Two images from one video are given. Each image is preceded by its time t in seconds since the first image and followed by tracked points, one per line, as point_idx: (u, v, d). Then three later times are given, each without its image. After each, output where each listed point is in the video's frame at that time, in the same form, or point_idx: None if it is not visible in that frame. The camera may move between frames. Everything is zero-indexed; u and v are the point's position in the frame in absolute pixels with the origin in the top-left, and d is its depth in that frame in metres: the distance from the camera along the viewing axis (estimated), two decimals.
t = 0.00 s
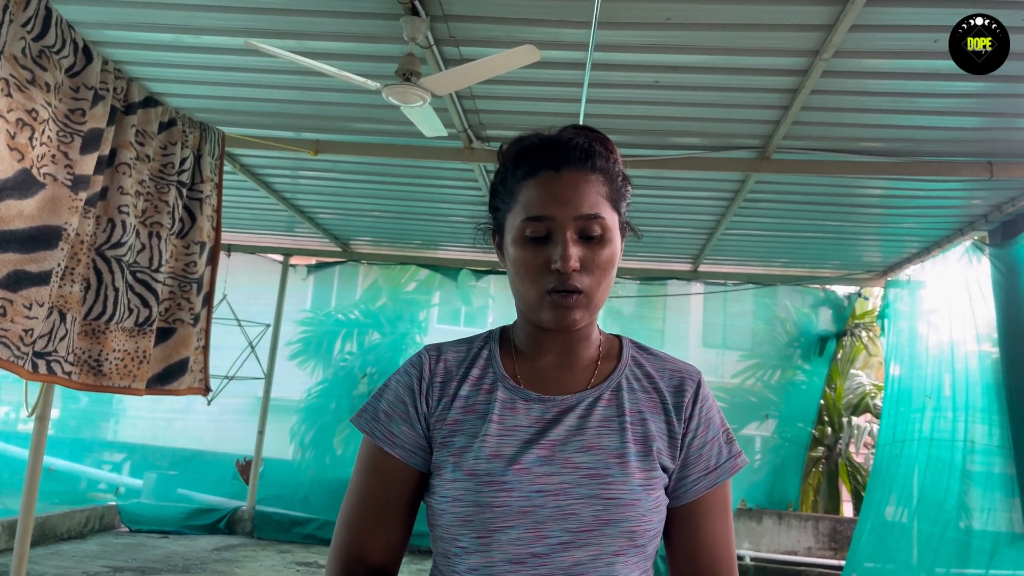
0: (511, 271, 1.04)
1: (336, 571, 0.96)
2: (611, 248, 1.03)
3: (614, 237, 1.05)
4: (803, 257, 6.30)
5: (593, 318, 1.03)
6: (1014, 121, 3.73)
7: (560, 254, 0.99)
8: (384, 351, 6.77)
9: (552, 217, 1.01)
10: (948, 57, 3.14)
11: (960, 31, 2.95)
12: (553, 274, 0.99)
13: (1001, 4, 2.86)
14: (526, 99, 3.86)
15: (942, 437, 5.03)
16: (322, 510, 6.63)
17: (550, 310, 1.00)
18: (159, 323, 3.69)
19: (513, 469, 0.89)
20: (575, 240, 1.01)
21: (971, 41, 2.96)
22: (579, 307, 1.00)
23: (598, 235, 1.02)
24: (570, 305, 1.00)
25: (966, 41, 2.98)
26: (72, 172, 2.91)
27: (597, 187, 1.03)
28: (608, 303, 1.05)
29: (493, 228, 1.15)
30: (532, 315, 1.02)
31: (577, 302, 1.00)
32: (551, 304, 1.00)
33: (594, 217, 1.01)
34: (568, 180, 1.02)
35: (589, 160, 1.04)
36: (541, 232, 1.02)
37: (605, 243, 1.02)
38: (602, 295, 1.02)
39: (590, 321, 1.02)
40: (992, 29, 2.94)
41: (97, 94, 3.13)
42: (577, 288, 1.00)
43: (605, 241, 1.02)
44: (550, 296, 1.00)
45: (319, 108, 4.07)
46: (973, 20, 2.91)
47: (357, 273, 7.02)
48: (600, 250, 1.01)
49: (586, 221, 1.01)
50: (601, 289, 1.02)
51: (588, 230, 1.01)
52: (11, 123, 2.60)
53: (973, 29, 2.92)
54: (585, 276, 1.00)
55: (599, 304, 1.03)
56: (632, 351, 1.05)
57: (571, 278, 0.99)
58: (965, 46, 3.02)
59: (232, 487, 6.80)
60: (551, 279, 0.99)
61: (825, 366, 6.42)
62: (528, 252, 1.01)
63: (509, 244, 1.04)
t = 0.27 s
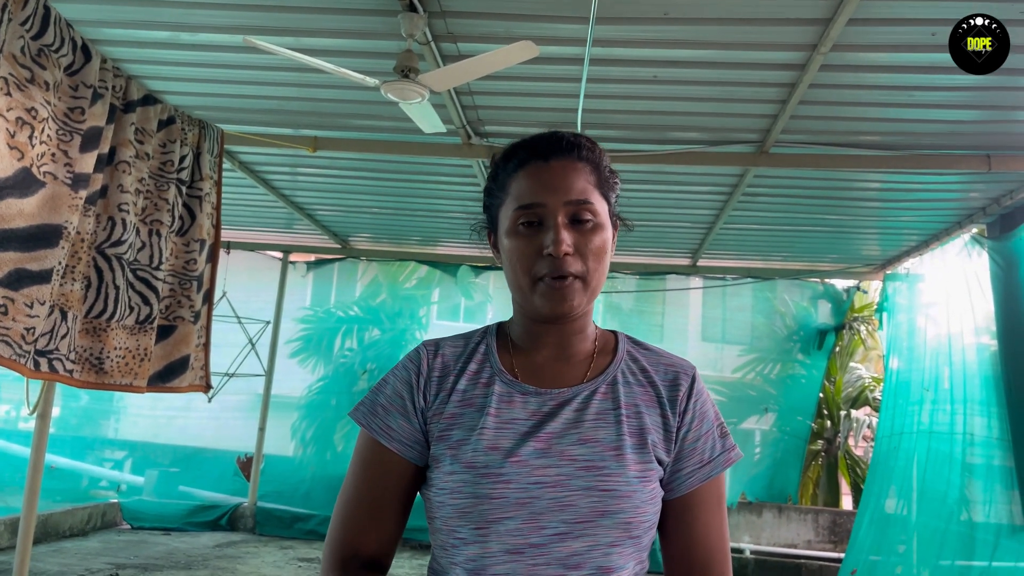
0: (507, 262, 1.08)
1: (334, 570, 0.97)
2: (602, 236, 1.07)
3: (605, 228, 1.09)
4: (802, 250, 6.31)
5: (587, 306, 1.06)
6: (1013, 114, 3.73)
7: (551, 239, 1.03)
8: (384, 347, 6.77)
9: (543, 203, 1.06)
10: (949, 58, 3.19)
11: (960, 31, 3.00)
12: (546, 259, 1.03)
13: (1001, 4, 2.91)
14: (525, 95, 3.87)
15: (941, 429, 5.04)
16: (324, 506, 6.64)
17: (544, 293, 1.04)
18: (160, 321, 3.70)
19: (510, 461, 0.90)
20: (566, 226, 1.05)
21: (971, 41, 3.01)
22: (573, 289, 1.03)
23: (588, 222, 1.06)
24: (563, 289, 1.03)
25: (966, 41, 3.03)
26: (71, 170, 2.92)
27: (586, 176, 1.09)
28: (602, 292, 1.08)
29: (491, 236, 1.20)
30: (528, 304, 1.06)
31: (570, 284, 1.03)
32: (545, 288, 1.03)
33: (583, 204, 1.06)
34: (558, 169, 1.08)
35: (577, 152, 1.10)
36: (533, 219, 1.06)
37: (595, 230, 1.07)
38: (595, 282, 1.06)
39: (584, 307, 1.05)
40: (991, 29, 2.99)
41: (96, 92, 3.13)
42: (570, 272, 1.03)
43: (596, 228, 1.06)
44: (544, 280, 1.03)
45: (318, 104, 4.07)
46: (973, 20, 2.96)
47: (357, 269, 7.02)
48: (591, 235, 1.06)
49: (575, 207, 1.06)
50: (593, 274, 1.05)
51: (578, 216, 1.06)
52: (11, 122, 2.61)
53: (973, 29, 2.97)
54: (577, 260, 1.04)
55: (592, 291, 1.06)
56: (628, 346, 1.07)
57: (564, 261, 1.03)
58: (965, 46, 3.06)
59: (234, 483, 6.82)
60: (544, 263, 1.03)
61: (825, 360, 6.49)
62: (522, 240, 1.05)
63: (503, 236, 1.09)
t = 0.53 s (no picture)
0: (505, 255, 1.10)
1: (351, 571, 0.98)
2: (597, 227, 1.09)
3: (600, 220, 1.11)
4: (801, 245, 6.32)
5: (584, 296, 1.08)
6: (1012, 106, 3.74)
7: (546, 228, 1.06)
8: (386, 344, 6.78)
9: (538, 194, 1.08)
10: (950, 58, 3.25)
11: (961, 31, 3.05)
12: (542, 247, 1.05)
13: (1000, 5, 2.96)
14: (524, 92, 3.87)
15: (942, 421, 5.05)
16: (327, 504, 6.66)
17: (541, 283, 1.05)
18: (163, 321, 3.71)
19: (509, 455, 0.91)
20: (561, 216, 1.08)
21: (971, 41, 3.06)
22: (568, 277, 1.05)
23: (582, 212, 1.09)
24: (559, 277, 1.05)
25: (966, 41, 3.08)
26: (74, 171, 2.92)
27: (579, 169, 1.11)
28: (598, 283, 1.10)
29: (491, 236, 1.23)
30: (526, 296, 1.08)
31: (566, 273, 1.05)
32: (542, 276, 1.05)
33: (577, 194, 1.09)
34: (552, 162, 1.11)
35: (571, 146, 1.13)
36: (530, 211, 1.09)
37: (590, 221, 1.09)
38: (591, 272, 1.08)
39: (581, 298, 1.07)
40: (991, 29, 3.04)
41: (98, 93, 3.14)
42: (565, 261, 1.05)
43: (591, 219, 1.09)
44: (540, 269, 1.05)
45: (317, 103, 4.07)
46: (973, 20, 3.01)
47: (358, 267, 7.03)
48: (585, 225, 1.08)
49: (569, 198, 1.08)
50: (589, 264, 1.07)
51: (573, 206, 1.08)
52: (13, 123, 2.61)
53: (973, 29, 3.02)
54: (572, 248, 1.06)
55: (588, 281, 1.08)
56: (626, 342, 1.09)
57: (559, 249, 1.05)
58: (965, 46, 3.12)
59: (237, 482, 6.84)
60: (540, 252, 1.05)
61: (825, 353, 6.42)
62: (518, 231, 1.08)
63: (501, 230, 1.12)
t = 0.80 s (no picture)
0: (485, 265, 1.10)
1: None
2: (576, 233, 1.10)
3: (580, 226, 1.12)
4: (799, 241, 6.32)
5: (565, 304, 1.07)
6: (1008, 102, 3.73)
7: (525, 235, 1.06)
8: (384, 345, 6.77)
9: (516, 201, 1.09)
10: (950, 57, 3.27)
11: (961, 31, 3.06)
12: (522, 253, 1.05)
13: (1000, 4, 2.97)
14: (519, 92, 3.86)
15: (940, 417, 5.06)
16: (328, 506, 6.66)
17: (521, 291, 1.05)
18: (159, 326, 3.71)
19: (496, 469, 0.91)
20: (540, 223, 1.08)
21: (971, 41, 3.08)
22: (549, 284, 1.05)
23: (561, 217, 1.09)
24: (540, 284, 1.05)
25: (966, 41, 3.10)
26: (67, 178, 2.92)
27: (557, 176, 1.12)
28: (580, 289, 1.10)
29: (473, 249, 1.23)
30: (507, 305, 1.07)
31: (547, 279, 1.05)
32: (522, 283, 1.05)
33: (555, 200, 1.09)
34: (529, 169, 1.12)
35: (548, 153, 1.14)
36: (508, 219, 1.09)
37: (569, 226, 1.09)
38: (572, 278, 1.08)
39: (563, 305, 1.07)
40: (991, 29, 3.06)
41: (90, 100, 3.14)
42: (546, 266, 1.05)
43: (569, 224, 1.09)
44: (520, 276, 1.05)
45: (312, 105, 4.06)
46: (974, 20, 3.02)
47: (355, 268, 7.01)
48: (564, 231, 1.08)
49: (547, 204, 1.09)
50: (571, 269, 1.07)
51: (551, 212, 1.09)
52: (5, 132, 2.60)
53: (973, 29, 3.03)
54: (552, 253, 1.06)
55: (570, 287, 1.07)
56: (611, 350, 1.08)
57: (539, 256, 1.05)
58: (965, 46, 3.14)
59: (237, 484, 6.84)
60: (520, 259, 1.05)
61: (824, 351, 6.45)
62: (497, 239, 1.08)
63: (481, 239, 1.12)
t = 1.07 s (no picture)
0: (460, 280, 1.12)
1: None
2: (550, 247, 1.11)
3: (553, 241, 1.14)
4: (791, 242, 6.33)
5: (540, 318, 1.08)
6: (994, 104, 3.74)
7: (499, 248, 1.08)
8: (377, 349, 6.76)
9: (489, 216, 1.11)
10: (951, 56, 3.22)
11: (961, 31, 3.05)
12: (496, 267, 1.07)
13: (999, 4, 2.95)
14: (508, 97, 3.87)
15: (930, 416, 5.08)
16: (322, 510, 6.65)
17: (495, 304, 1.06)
18: (149, 335, 3.71)
19: (475, 491, 0.91)
20: (513, 237, 1.10)
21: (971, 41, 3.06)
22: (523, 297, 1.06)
23: (534, 231, 1.11)
24: (515, 297, 1.05)
25: (966, 41, 3.08)
26: (53, 189, 2.92)
27: (529, 192, 1.15)
28: (555, 305, 1.11)
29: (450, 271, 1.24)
30: (482, 321, 1.08)
31: (521, 291, 1.06)
32: (497, 297, 1.06)
33: (528, 214, 1.11)
34: (502, 184, 1.14)
35: (520, 171, 1.17)
36: (482, 233, 1.11)
37: (542, 239, 1.11)
38: (546, 292, 1.09)
39: (538, 319, 1.08)
40: (991, 29, 3.04)
41: (77, 110, 3.15)
42: (519, 280, 1.06)
43: (543, 238, 1.11)
44: (494, 290, 1.06)
45: (301, 112, 4.06)
46: (973, 20, 3.00)
47: (348, 272, 7.00)
48: (537, 245, 1.10)
49: (520, 218, 1.11)
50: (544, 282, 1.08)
51: (524, 226, 1.11)
52: None
53: (973, 29, 3.01)
54: (525, 266, 1.07)
55: (544, 301, 1.08)
56: (587, 367, 1.09)
57: (513, 268, 1.07)
58: (965, 46, 3.11)
59: (231, 490, 6.84)
60: (493, 272, 1.07)
61: (817, 351, 6.44)
62: (472, 254, 1.10)
63: (456, 256, 1.14)
